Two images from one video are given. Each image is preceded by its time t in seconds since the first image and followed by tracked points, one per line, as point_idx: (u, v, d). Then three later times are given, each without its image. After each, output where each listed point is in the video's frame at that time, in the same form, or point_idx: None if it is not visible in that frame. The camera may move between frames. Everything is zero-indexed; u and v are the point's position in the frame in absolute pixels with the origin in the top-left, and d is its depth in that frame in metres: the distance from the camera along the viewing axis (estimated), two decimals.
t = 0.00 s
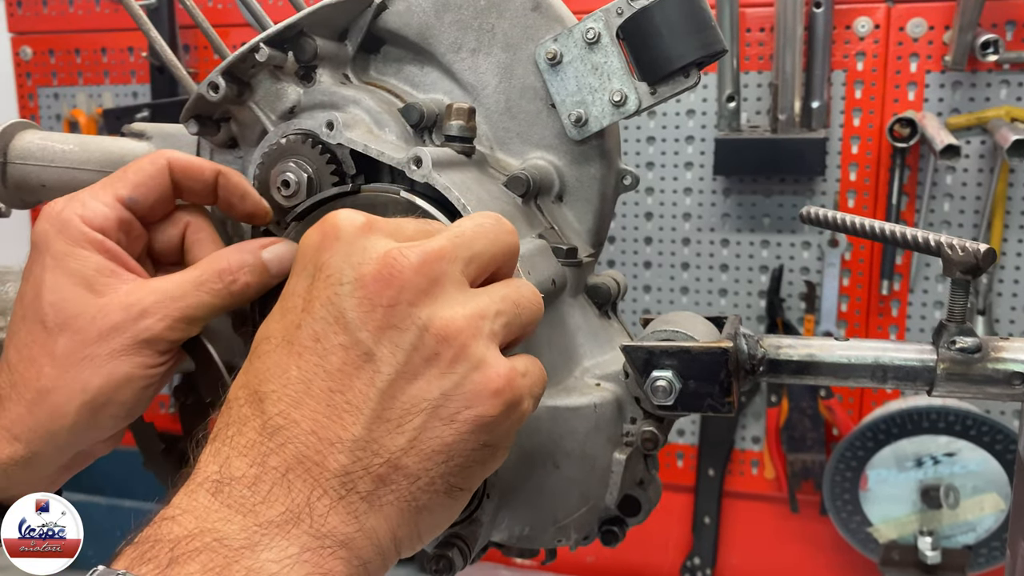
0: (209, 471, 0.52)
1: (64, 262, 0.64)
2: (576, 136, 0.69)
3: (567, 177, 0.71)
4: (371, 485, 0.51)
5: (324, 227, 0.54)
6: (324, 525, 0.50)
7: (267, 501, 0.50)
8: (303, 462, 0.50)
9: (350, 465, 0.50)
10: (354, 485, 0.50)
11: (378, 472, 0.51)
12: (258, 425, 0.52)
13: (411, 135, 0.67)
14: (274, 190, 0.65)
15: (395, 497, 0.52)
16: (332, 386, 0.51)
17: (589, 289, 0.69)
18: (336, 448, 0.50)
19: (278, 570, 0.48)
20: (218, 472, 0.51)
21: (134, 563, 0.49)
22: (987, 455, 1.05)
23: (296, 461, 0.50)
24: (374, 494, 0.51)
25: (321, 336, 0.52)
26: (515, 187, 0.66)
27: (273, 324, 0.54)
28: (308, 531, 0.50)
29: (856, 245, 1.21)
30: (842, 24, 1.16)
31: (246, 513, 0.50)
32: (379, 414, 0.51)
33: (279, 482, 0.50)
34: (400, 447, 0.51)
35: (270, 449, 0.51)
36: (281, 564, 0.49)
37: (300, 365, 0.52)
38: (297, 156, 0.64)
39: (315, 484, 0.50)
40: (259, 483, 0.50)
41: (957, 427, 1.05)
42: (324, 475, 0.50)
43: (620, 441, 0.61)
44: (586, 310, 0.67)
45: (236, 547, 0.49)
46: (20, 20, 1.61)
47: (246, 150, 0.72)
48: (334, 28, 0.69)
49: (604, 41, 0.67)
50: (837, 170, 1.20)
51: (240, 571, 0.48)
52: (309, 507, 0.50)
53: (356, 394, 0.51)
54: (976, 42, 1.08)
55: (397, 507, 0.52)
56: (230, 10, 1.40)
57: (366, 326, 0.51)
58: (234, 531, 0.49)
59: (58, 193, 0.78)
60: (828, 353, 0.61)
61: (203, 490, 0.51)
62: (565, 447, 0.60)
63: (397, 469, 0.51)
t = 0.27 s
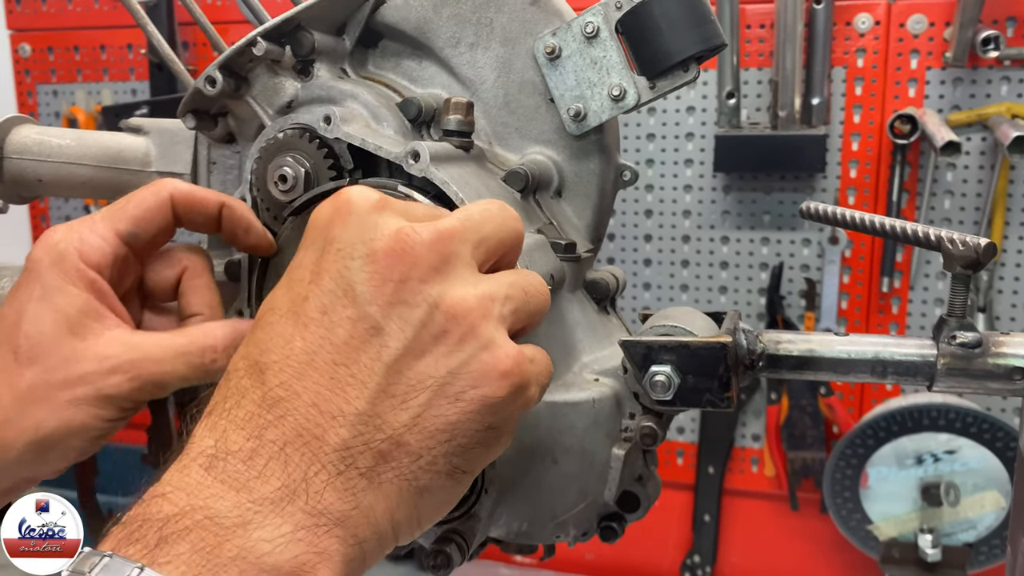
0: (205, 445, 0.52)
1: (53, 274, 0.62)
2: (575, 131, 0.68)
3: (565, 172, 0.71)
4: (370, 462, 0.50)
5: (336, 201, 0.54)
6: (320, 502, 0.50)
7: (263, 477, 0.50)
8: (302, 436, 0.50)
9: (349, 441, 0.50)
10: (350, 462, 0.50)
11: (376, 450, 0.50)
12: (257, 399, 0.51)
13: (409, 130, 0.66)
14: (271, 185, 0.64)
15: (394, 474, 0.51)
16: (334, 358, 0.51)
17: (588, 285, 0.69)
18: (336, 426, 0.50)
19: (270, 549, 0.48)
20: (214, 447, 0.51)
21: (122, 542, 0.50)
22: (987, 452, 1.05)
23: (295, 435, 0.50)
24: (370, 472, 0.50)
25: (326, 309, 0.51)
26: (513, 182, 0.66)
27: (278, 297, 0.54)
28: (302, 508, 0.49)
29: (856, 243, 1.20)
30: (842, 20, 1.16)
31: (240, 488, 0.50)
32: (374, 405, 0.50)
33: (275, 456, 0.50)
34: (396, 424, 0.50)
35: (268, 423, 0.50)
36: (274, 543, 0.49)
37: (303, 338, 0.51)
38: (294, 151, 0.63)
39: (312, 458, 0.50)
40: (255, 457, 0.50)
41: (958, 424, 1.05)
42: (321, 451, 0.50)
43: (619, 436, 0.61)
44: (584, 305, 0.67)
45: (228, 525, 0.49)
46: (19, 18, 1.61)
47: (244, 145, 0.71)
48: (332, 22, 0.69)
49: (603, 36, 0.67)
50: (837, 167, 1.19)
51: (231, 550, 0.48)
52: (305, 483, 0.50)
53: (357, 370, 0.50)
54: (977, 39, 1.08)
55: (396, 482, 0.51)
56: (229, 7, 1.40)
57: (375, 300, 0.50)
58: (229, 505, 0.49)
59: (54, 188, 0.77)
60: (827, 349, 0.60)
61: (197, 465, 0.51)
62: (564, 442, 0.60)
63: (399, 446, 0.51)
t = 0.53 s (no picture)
0: (207, 430, 0.51)
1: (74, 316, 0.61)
2: (573, 128, 0.68)
3: (564, 170, 0.71)
4: (375, 443, 0.50)
5: (333, 183, 0.53)
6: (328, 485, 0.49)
7: (266, 462, 0.49)
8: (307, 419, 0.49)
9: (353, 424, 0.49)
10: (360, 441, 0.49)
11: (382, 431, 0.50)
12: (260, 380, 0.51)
13: (406, 127, 0.66)
14: (268, 183, 0.64)
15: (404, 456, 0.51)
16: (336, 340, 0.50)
17: (587, 283, 0.68)
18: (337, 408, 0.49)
19: (275, 532, 0.48)
20: (217, 432, 0.51)
21: (126, 528, 0.50)
22: (988, 452, 1.04)
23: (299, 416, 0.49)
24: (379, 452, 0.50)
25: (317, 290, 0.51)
26: (512, 180, 0.66)
27: (277, 280, 0.54)
28: (307, 491, 0.49)
29: (856, 242, 1.20)
30: (842, 18, 1.15)
31: (244, 473, 0.49)
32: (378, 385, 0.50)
33: (278, 441, 0.49)
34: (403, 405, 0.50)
35: (271, 405, 0.50)
36: (279, 526, 0.48)
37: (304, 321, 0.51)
38: (292, 149, 0.63)
39: (316, 442, 0.49)
40: (258, 442, 0.49)
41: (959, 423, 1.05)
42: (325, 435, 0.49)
43: (618, 435, 0.61)
44: (583, 303, 0.67)
45: (233, 509, 0.48)
46: (17, 16, 1.60)
47: (241, 143, 0.71)
48: (330, 20, 0.69)
49: (602, 33, 0.66)
50: (837, 165, 1.19)
51: (236, 533, 0.48)
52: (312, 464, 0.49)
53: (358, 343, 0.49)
54: (978, 37, 1.08)
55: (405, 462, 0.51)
56: (228, 5, 1.39)
57: (375, 281, 0.50)
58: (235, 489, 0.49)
59: (51, 185, 0.77)
60: (827, 347, 0.60)
61: (200, 450, 0.51)
62: (562, 441, 0.60)
63: (403, 427, 0.50)
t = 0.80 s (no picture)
0: (212, 454, 0.51)
1: (78, 318, 0.62)
2: (575, 131, 0.68)
3: (566, 172, 0.70)
4: (377, 466, 0.50)
5: (328, 208, 0.53)
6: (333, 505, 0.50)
7: (270, 482, 0.49)
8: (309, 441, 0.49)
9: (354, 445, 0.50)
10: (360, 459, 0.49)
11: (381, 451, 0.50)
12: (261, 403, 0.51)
13: (408, 130, 0.66)
14: (270, 186, 0.64)
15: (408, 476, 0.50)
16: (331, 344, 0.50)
17: (589, 286, 0.68)
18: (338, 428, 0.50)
19: (282, 551, 0.48)
20: (222, 456, 0.51)
21: (138, 547, 0.50)
22: (989, 453, 1.04)
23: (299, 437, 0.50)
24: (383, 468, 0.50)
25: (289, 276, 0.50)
26: (514, 183, 0.66)
27: (277, 306, 0.53)
28: (313, 511, 0.49)
29: (858, 243, 1.20)
30: (844, 19, 1.15)
31: (251, 494, 0.49)
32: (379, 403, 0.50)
33: (282, 462, 0.49)
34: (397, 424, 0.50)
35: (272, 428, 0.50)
36: (285, 544, 0.48)
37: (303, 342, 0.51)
38: (294, 151, 0.63)
39: (319, 462, 0.49)
40: (262, 462, 0.50)
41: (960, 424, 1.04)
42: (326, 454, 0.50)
43: (620, 438, 0.61)
44: (585, 306, 0.67)
45: (241, 529, 0.49)
46: (18, 17, 1.60)
47: (243, 146, 0.71)
48: (331, 22, 0.68)
49: (604, 35, 0.66)
50: (838, 167, 1.19)
51: (246, 553, 0.48)
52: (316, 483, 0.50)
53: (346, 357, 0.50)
54: (979, 37, 1.08)
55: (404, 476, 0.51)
56: (229, 6, 1.39)
57: (370, 304, 0.50)
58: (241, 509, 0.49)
59: (53, 189, 0.77)
60: (830, 350, 0.60)
61: (207, 473, 0.51)
62: (564, 445, 0.60)
63: (404, 447, 0.50)
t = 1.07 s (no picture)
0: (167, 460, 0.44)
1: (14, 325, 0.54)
2: (575, 132, 0.68)
3: (566, 173, 0.71)
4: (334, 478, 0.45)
5: None
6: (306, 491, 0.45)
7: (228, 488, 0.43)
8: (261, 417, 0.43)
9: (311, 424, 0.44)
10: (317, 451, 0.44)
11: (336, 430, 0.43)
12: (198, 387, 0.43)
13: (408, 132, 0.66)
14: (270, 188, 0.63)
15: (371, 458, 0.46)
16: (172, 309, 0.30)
17: (588, 287, 0.68)
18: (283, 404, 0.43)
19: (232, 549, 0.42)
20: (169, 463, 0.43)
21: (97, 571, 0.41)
22: (989, 453, 1.04)
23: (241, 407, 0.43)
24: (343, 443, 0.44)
25: None
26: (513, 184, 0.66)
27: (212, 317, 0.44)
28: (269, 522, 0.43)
29: (857, 243, 1.20)
30: (843, 20, 1.15)
31: None
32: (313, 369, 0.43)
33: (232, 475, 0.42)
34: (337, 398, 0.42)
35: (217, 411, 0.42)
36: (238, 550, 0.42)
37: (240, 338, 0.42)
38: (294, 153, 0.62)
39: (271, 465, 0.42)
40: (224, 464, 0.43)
41: (959, 424, 1.04)
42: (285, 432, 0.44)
43: (620, 439, 0.61)
44: (585, 308, 0.67)
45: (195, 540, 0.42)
46: (18, 18, 1.60)
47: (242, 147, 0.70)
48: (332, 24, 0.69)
49: (603, 37, 0.66)
50: (838, 167, 1.19)
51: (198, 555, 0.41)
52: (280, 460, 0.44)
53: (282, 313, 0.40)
54: (978, 38, 1.08)
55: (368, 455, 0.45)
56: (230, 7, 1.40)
57: None
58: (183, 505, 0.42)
59: (53, 190, 0.77)
60: (829, 351, 0.60)
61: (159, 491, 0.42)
62: (564, 446, 0.60)
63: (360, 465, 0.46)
